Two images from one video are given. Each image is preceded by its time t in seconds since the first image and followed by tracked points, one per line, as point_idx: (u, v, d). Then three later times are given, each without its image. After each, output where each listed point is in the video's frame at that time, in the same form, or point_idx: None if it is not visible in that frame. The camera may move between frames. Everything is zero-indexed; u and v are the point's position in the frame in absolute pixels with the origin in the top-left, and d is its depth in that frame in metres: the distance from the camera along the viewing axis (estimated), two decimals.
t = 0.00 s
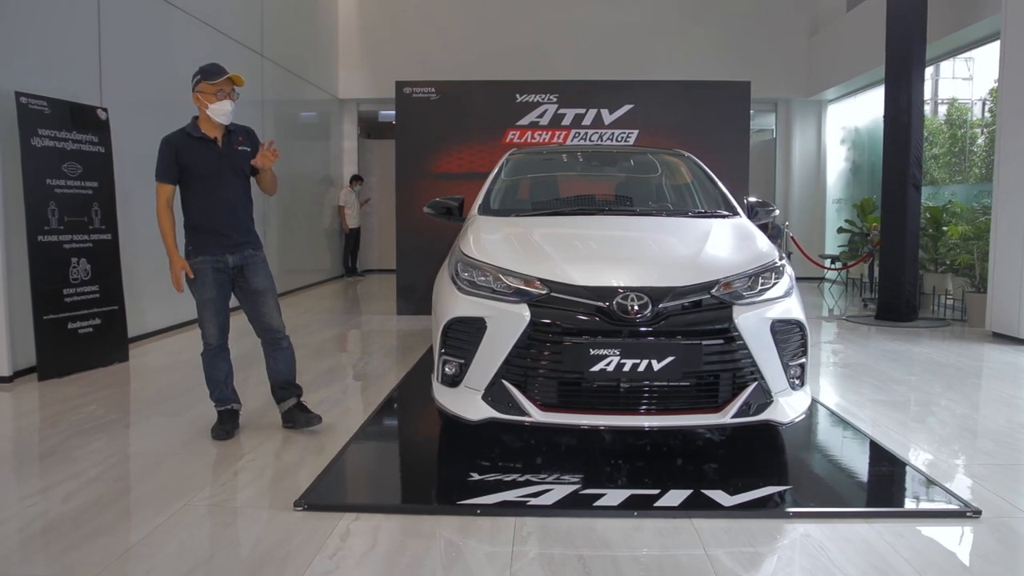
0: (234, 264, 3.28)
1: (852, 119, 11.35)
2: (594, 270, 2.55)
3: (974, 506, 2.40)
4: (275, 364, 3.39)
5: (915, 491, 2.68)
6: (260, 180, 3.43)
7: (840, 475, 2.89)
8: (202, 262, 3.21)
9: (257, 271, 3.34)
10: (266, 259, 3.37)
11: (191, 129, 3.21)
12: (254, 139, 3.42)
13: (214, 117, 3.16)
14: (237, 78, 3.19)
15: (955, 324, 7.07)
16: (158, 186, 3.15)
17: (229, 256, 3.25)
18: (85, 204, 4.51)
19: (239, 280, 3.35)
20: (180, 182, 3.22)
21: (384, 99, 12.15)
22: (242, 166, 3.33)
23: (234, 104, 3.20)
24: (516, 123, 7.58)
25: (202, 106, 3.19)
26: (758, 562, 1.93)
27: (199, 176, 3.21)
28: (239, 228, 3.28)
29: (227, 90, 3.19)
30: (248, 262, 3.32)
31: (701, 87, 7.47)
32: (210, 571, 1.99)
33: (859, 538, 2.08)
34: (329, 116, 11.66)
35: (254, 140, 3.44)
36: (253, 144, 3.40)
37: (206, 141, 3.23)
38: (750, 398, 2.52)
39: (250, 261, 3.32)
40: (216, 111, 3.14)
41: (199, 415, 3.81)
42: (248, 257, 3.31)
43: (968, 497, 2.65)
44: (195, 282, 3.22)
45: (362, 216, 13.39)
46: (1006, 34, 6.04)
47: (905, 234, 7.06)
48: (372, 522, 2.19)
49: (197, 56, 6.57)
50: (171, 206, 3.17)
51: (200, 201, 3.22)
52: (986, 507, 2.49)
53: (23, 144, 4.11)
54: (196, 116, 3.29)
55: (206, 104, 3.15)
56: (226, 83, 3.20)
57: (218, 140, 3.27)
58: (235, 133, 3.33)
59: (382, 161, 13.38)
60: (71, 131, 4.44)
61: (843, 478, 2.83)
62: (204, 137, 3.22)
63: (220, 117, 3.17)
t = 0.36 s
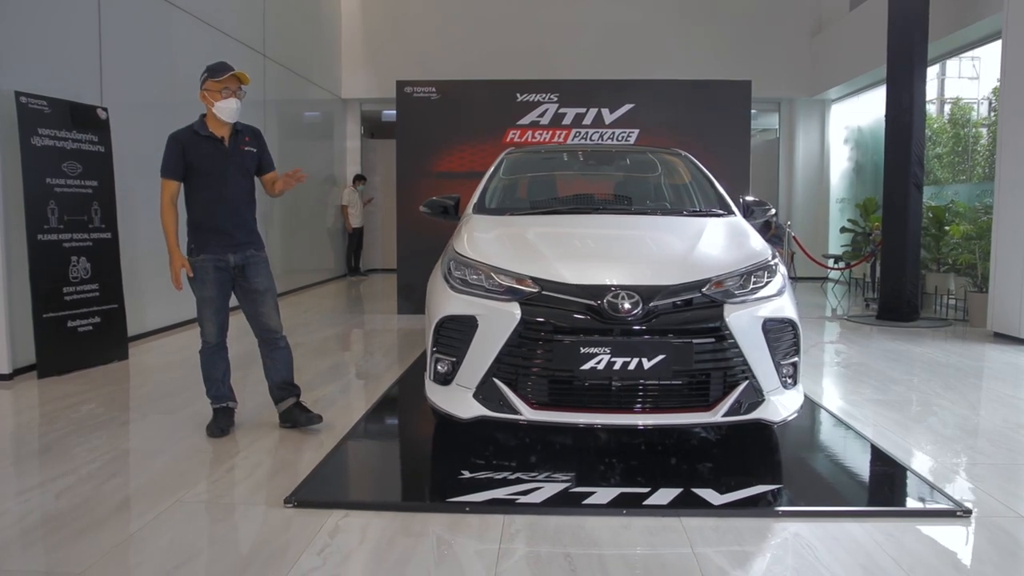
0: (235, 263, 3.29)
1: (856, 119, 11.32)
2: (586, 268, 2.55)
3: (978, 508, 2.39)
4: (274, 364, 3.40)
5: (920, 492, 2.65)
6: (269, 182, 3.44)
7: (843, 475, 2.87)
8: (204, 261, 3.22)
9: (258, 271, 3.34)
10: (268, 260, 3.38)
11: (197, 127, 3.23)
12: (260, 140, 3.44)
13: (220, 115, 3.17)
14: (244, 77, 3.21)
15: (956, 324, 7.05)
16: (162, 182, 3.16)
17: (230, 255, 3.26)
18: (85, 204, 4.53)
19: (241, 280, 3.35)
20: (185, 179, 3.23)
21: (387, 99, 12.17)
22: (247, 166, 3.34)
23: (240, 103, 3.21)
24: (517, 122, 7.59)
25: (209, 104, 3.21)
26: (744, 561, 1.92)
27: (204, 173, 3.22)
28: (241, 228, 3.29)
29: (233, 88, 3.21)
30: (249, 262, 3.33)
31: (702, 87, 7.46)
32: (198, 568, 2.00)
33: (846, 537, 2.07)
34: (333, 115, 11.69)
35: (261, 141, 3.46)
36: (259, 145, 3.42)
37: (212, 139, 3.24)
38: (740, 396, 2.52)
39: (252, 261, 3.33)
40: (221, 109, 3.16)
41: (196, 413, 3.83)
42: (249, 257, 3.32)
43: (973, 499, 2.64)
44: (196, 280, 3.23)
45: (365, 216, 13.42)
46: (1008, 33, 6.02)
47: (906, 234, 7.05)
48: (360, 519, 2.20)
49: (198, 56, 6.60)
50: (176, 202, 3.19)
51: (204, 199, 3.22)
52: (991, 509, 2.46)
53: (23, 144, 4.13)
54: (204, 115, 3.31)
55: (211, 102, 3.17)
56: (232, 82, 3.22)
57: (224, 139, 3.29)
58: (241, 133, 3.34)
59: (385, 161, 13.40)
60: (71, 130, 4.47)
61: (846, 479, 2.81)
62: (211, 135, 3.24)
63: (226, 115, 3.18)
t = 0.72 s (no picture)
0: (251, 261, 3.30)
1: (864, 117, 11.25)
2: (581, 265, 2.55)
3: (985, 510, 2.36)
4: (280, 362, 3.41)
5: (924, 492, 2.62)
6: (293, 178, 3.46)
7: (849, 475, 2.84)
8: (219, 258, 3.24)
9: (273, 269, 3.35)
10: (284, 258, 3.38)
11: (218, 123, 3.25)
12: (281, 138, 3.45)
13: (241, 111, 3.18)
14: (265, 73, 3.22)
15: (962, 323, 7.01)
16: (184, 177, 3.19)
17: (247, 252, 3.28)
18: (89, 202, 4.57)
19: (256, 277, 3.37)
20: (205, 174, 3.26)
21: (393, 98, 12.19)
22: (267, 163, 3.35)
23: (260, 99, 3.21)
24: (521, 121, 7.61)
25: (230, 100, 3.22)
26: (736, 560, 1.91)
27: (223, 169, 3.24)
28: (259, 225, 3.30)
29: (254, 84, 3.22)
30: (265, 260, 3.34)
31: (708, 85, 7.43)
32: (193, 562, 2.01)
33: (839, 536, 2.05)
34: (340, 115, 11.72)
35: (282, 139, 3.47)
36: (280, 142, 3.43)
37: (233, 136, 3.26)
38: (735, 394, 2.51)
39: (268, 259, 3.34)
40: (242, 105, 3.17)
41: (198, 410, 3.85)
42: (266, 255, 3.32)
43: (981, 500, 2.61)
44: (210, 276, 3.25)
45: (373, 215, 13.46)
46: (1015, 30, 5.96)
47: (912, 233, 6.99)
48: (355, 515, 2.21)
49: (204, 56, 6.64)
50: (196, 197, 3.22)
51: (224, 195, 3.25)
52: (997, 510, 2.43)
53: (27, 143, 4.17)
54: (227, 111, 3.33)
55: (233, 98, 3.18)
56: (253, 78, 3.23)
57: (245, 136, 3.30)
58: (262, 131, 3.36)
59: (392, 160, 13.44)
60: (75, 129, 4.50)
61: (852, 478, 2.78)
62: (232, 132, 3.26)
63: (247, 111, 3.19)
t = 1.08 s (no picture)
0: (275, 258, 3.32)
1: (876, 116, 11.18)
2: (578, 263, 2.55)
3: (992, 511, 2.34)
4: (289, 358, 3.42)
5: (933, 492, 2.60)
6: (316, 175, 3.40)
7: (858, 475, 2.81)
8: (241, 254, 3.26)
9: (295, 267, 3.38)
10: (307, 256, 3.40)
11: (248, 121, 3.29)
12: (310, 139, 3.47)
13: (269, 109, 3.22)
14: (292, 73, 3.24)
15: (972, 324, 6.95)
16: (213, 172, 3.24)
17: (270, 249, 3.30)
18: (97, 201, 4.61)
19: (278, 273, 3.39)
20: (233, 170, 3.30)
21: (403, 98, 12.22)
22: (295, 161, 3.38)
23: (288, 98, 3.24)
24: (528, 120, 7.62)
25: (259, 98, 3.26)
26: (728, 559, 1.89)
27: (251, 165, 3.28)
28: (284, 222, 3.33)
29: (283, 83, 3.25)
30: (287, 258, 3.36)
31: (715, 84, 7.40)
32: (188, 556, 2.03)
33: (834, 536, 2.03)
34: (350, 115, 11.76)
35: (311, 139, 3.50)
36: (309, 143, 3.46)
37: (262, 133, 3.30)
38: (732, 392, 2.50)
39: (291, 256, 3.36)
40: (270, 103, 3.20)
41: (204, 406, 3.88)
42: (289, 252, 3.35)
43: (990, 501, 2.59)
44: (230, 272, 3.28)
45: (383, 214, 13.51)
46: None
47: (921, 232, 6.95)
48: (353, 511, 2.21)
49: (214, 56, 6.68)
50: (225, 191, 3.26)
51: (251, 191, 3.28)
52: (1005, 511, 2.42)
53: (35, 142, 4.22)
54: (257, 109, 3.37)
55: (261, 96, 3.22)
56: (283, 77, 3.25)
57: (273, 134, 3.34)
58: (290, 130, 3.39)
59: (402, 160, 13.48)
60: (83, 128, 4.55)
61: (861, 478, 2.75)
62: (261, 129, 3.30)
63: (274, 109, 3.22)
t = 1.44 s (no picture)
0: (285, 257, 3.34)
1: (884, 115, 11.11)
2: (572, 262, 2.55)
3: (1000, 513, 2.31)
4: (291, 357, 3.43)
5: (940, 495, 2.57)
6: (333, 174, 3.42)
7: (865, 476, 2.78)
8: (253, 252, 3.28)
9: (305, 266, 3.39)
10: (317, 256, 3.41)
11: (264, 120, 3.32)
12: (324, 141, 3.51)
13: (285, 108, 3.24)
14: (309, 73, 3.28)
15: (979, 324, 6.90)
16: (227, 169, 3.25)
17: (281, 248, 3.32)
18: (101, 200, 4.65)
19: (288, 273, 3.39)
20: (246, 169, 3.32)
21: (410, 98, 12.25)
22: (309, 162, 3.41)
23: (304, 97, 3.27)
24: (533, 120, 7.64)
25: (276, 97, 3.29)
26: (715, 558, 1.89)
27: (266, 164, 3.30)
28: (296, 222, 3.34)
29: (298, 83, 3.28)
30: (297, 257, 3.37)
31: (720, 83, 7.38)
32: (180, 552, 2.05)
33: (823, 536, 2.02)
34: (358, 115, 11.80)
35: (325, 143, 3.54)
36: (323, 145, 3.50)
37: (278, 133, 3.32)
38: (725, 392, 2.50)
39: (301, 255, 3.37)
40: (287, 101, 3.23)
41: (208, 405, 3.90)
42: (299, 251, 3.36)
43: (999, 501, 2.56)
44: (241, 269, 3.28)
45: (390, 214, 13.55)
46: None
47: (927, 232, 6.89)
48: (347, 509, 2.22)
49: (220, 56, 6.73)
50: (238, 188, 3.27)
51: (265, 189, 3.29)
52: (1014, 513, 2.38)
53: (41, 142, 4.26)
54: (273, 109, 3.39)
55: (278, 94, 3.25)
56: (298, 77, 3.29)
57: (289, 134, 3.36)
58: (307, 131, 3.42)
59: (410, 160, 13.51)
60: (88, 129, 4.59)
61: (869, 479, 2.73)
62: (277, 129, 3.32)
63: (290, 108, 3.25)
